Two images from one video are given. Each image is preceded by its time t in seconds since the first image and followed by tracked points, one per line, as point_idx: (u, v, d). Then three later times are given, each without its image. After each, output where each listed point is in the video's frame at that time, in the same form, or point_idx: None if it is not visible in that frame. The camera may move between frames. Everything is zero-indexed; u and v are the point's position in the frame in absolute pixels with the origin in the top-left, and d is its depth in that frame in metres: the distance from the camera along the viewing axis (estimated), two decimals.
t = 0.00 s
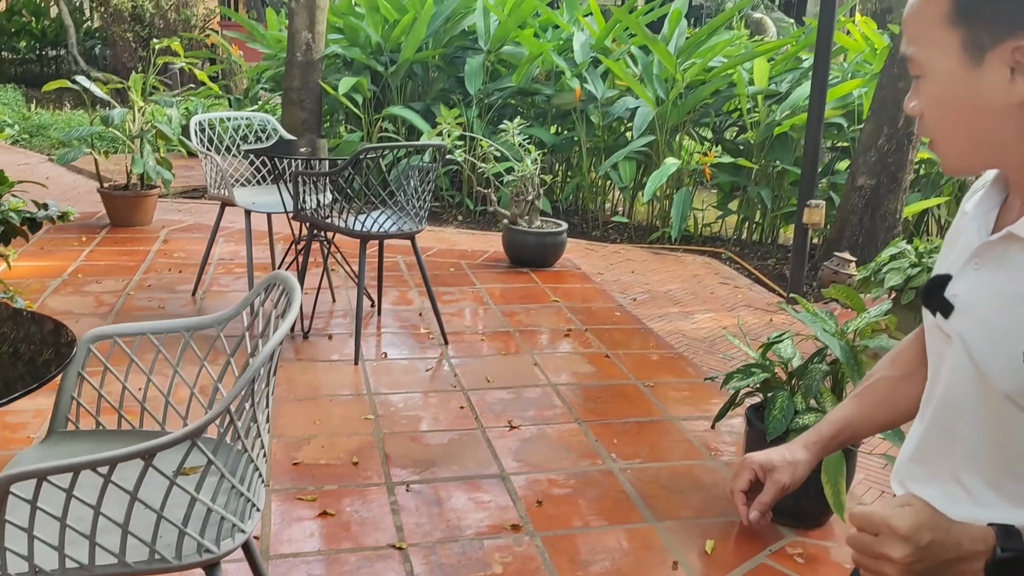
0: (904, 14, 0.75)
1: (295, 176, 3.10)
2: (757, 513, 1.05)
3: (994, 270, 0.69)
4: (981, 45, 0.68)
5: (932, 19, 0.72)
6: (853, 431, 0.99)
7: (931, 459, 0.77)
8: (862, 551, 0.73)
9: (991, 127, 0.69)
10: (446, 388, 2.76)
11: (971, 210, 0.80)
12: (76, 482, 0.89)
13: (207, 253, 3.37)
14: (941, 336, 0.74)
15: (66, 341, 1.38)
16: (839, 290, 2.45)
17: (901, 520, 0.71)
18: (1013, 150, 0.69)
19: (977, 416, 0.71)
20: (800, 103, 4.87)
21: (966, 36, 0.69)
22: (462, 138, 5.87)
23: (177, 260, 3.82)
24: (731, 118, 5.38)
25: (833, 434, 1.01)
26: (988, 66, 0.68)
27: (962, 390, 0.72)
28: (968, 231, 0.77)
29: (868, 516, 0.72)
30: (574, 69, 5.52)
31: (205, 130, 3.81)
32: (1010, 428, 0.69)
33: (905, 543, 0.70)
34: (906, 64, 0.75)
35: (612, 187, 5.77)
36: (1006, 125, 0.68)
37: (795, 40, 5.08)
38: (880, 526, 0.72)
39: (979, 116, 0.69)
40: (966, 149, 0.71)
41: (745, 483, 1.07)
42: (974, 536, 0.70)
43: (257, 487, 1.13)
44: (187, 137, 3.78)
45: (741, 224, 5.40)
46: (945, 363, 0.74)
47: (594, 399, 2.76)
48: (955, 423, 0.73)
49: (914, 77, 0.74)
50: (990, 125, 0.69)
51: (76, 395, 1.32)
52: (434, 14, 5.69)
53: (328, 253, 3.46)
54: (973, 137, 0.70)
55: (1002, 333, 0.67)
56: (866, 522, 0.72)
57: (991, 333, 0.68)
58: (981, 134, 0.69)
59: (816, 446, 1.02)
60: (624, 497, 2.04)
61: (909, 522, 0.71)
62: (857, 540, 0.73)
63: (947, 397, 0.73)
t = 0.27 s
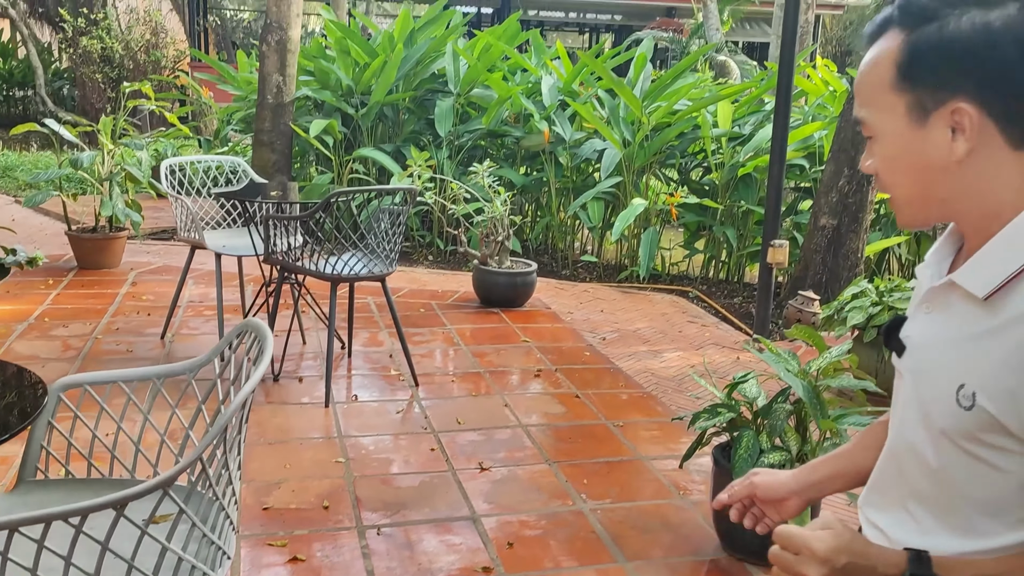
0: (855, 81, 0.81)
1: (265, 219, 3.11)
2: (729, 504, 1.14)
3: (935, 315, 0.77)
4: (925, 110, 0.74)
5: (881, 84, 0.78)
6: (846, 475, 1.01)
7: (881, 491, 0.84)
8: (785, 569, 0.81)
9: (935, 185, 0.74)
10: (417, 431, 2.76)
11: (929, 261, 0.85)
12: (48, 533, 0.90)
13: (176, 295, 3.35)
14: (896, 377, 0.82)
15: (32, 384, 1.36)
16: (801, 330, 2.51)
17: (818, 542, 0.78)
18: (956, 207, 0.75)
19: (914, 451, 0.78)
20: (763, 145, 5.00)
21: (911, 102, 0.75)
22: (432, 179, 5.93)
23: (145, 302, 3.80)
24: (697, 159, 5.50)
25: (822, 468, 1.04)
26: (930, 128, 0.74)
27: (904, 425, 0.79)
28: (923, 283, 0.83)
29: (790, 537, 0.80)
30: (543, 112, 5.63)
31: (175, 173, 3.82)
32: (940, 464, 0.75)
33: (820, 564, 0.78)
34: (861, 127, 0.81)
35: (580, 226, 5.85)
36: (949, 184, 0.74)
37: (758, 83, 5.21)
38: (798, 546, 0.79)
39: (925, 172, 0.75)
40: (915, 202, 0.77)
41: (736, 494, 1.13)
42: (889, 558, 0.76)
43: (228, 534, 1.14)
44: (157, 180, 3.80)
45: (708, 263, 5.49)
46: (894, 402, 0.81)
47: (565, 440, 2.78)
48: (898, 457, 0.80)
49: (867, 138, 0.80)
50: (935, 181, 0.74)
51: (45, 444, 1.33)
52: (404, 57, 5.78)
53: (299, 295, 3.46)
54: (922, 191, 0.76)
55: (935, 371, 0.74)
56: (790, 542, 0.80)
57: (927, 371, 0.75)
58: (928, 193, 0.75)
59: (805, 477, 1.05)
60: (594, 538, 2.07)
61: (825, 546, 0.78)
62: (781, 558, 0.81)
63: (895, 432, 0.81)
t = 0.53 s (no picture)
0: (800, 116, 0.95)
1: (238, 252, 3.12)
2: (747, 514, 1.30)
3: (871, 340, 0.92)
4: (860, 145, 0.88)
5: (820, 122, 0.92)
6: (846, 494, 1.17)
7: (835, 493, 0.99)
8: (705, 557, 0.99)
9: (872, 211, 0.88)
10: (390, 463, 2.77)
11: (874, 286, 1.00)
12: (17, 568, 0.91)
13: (147, 329, 3.33)
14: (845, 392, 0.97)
15: None
16: (767, 359, 2.56)
17: (729, 535, 0.95)
18: (891, 232, 0.89)
19: (855, 457, 0.93)
20: (730, 177, 5.09)
21: (848, 137, 0.89)
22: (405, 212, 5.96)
23: (115, 336, 3.78)
24: (666, 191, 5.58)
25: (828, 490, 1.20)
26: (866, 160, 0.87)
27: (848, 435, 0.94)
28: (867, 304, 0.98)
29: (709, 530, 0.98)
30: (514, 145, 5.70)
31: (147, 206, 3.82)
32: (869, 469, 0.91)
33: (730, 553, 0.95)
34: (804, 158, 0.95)
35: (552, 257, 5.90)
36: (884, 210, 0.87)
37: (725, 116, 5.31)
38: (715, 538, 0.97)
39: (862, 201, 0.88)
40: (855, 226, 0.90)
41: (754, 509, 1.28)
42: (791, 552, 0.94)
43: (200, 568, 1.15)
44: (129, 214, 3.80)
45: (679, 293, 5.55)
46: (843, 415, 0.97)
47: (538, 471, 2.79)
48: (846, 466, 0.95)
49: (811, 169, 0.94)
50: (872, 209, 0.88)
51: (16, 478, 1.33)
52: (376, 91, 5.83)
53: (271, 328, 3.47)
54: (859, 217, 0.89)
55: (862, 389, 0.90)
56: (709, 534, 0.98)
57: (858, 389, 0.91)
58: (867, 217, 0.89)
59: (814, 496, 1.21)
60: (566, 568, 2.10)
61: (736, 539, 0.95)
62: (703, 548, 0.99)
63: (844, 442, 0.96)
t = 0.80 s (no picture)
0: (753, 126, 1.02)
1: (212, 272, 3.11)
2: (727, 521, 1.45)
3: (818, 335, 1.00)
4: (810, 153, 0.95)
5: (773, 132, 0.99)
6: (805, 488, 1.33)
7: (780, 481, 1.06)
8: (669, 526, 1.01)
9: (822, 213, 0.95)
10: (365, 483, 2.76)
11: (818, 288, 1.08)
12: None
13: (118, 350, 3.29)
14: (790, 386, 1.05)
15: None
16: (741, 376, 2.59)
17: (694, 504, 0.98)
18: (836, 235, 0.96)
19: (802, 445, 1.00)
20: (703, 197, 5.15)
21: (799, 147, 0.96)
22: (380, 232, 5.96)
23: (86, 358, 3.74)
24: (640, 211, 5.64)
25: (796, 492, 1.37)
26: (815, 167, 0.94)
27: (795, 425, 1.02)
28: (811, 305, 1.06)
29: (675, 499, 1.00)
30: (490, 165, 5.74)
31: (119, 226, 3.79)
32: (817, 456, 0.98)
33: (694, 521, 0.98)
34: (757, 166, 1.02)
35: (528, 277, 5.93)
36: (831, 214, 0.95)
37: (697, 138, 5.41)
38: (679, 505, 0.99)
39: (811, 205, 0.96)
40: (802, 229, 0.98)
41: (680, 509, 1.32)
42: (751, 524, 0.98)
43: None
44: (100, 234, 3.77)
45: (654, 312, 5.60)
46: (791, 407, 1.04)
47: (513, 489, 2.79)
48: (795, 457, 1.01)
49: (762, 175, 1.01)
50: (821, 212, 0.95)
51: None
52: (351, 111, 5.84)
53: (245, 348, 3.45)
54: (808, 220, 0.97)
55: (812, 380, 0.97)
56: (674, 503, 1.00)
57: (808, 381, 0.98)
58: (815, 219, 0.96)
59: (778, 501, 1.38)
60: None
61: (702, 509, 0.98)
62: (667, 517, 1.01)
63: (790, 433, 1.03)
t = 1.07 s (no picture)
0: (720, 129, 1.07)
1: (189, 284, 3.08)
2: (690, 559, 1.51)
3: (777, 325, 1.04)
4: (779, 154, 1.01)
5: (742, 134, 1.04)
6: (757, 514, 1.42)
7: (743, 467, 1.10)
8: (663, 524, 0.98)
9: (789, 211, 1.02)
10: (345, 496, 2.75)
11: (768, 284, 1.14)
12: None
13: (95, 364, 3.25)
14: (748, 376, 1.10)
15: None
16: (720, 386, 2.61)
17: (690, 499, 0.96)
18: (800, 231, 1.02)
19: (767, 432, 1.04)
20: (682, 210, 5.20)
21: (767, 148, 1.02)
22: (360, 245, 5.95)
23: (61, 372, 3.70)
24: (620, 224, 5.68)
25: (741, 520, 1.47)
26: (784, 167, 1.00)
27: (758, 412, 1.06)
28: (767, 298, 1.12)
29: (668, 497, 0.97)
30: (470, 178, 5.75)
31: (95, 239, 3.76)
32: (786, 439, 1.02)
33: (691, 516, 0.96)
34: (721, 167, 1.07)
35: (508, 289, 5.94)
36: (797, 211, 1.01)
37: (675, 150, 5.43)
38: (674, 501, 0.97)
39: (779, 202, 1.02)
40: (769, 225, 1.03)
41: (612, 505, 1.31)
42: (742, 512, 0.97)
43: None
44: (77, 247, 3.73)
45: (633, 324, 5.62)
46: (750, 398, 1.08)
47: (494, 501, 2.79)
48: (759, 441, 1.06)
49: (728, 175, 1.06)
50: (788, 209, 1.02)
51: None
52: (331, 124, 5.84)
53: (223, 361, 3.42)
54: (775, 216, 1.03)
55: (780, 367, 1.01)
56: (666, 501, 0.97)
57: (774, 368, 1.02)
58: (782, 217, 1.02)
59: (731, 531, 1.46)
60: None
61: (697, 502, 0.96)
62: (659, 515, 0.98)
63: (751, 420, 1.08)
